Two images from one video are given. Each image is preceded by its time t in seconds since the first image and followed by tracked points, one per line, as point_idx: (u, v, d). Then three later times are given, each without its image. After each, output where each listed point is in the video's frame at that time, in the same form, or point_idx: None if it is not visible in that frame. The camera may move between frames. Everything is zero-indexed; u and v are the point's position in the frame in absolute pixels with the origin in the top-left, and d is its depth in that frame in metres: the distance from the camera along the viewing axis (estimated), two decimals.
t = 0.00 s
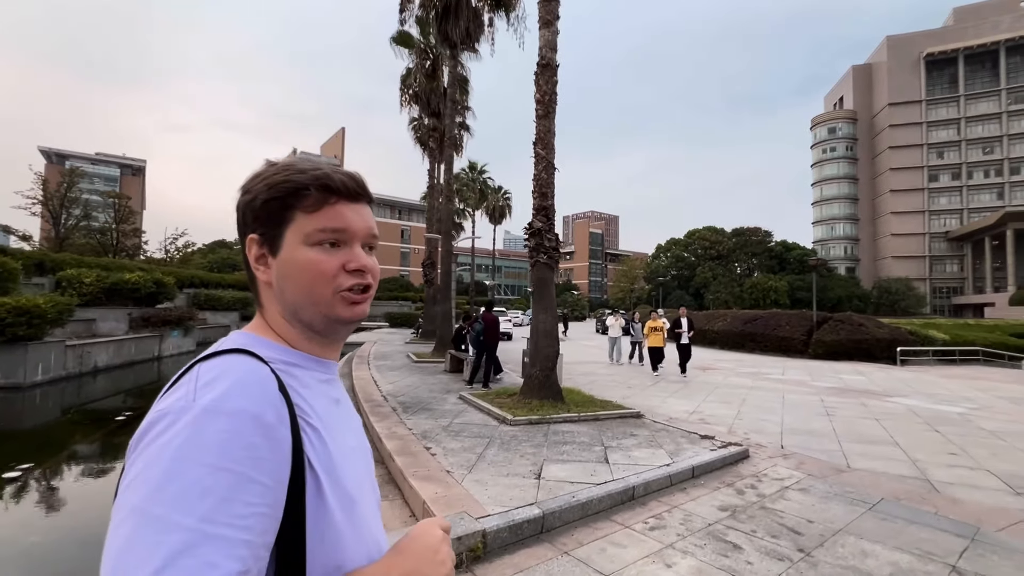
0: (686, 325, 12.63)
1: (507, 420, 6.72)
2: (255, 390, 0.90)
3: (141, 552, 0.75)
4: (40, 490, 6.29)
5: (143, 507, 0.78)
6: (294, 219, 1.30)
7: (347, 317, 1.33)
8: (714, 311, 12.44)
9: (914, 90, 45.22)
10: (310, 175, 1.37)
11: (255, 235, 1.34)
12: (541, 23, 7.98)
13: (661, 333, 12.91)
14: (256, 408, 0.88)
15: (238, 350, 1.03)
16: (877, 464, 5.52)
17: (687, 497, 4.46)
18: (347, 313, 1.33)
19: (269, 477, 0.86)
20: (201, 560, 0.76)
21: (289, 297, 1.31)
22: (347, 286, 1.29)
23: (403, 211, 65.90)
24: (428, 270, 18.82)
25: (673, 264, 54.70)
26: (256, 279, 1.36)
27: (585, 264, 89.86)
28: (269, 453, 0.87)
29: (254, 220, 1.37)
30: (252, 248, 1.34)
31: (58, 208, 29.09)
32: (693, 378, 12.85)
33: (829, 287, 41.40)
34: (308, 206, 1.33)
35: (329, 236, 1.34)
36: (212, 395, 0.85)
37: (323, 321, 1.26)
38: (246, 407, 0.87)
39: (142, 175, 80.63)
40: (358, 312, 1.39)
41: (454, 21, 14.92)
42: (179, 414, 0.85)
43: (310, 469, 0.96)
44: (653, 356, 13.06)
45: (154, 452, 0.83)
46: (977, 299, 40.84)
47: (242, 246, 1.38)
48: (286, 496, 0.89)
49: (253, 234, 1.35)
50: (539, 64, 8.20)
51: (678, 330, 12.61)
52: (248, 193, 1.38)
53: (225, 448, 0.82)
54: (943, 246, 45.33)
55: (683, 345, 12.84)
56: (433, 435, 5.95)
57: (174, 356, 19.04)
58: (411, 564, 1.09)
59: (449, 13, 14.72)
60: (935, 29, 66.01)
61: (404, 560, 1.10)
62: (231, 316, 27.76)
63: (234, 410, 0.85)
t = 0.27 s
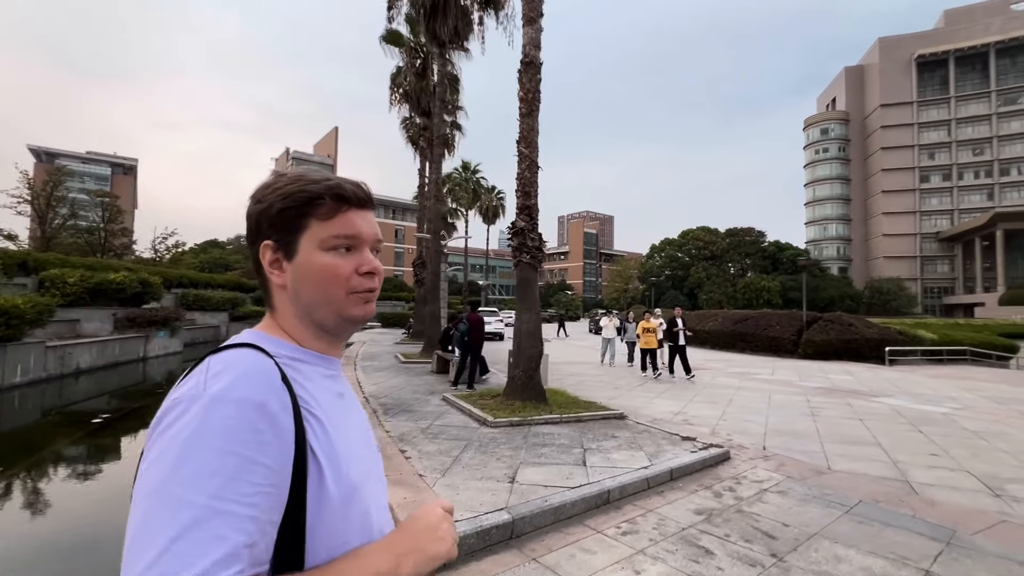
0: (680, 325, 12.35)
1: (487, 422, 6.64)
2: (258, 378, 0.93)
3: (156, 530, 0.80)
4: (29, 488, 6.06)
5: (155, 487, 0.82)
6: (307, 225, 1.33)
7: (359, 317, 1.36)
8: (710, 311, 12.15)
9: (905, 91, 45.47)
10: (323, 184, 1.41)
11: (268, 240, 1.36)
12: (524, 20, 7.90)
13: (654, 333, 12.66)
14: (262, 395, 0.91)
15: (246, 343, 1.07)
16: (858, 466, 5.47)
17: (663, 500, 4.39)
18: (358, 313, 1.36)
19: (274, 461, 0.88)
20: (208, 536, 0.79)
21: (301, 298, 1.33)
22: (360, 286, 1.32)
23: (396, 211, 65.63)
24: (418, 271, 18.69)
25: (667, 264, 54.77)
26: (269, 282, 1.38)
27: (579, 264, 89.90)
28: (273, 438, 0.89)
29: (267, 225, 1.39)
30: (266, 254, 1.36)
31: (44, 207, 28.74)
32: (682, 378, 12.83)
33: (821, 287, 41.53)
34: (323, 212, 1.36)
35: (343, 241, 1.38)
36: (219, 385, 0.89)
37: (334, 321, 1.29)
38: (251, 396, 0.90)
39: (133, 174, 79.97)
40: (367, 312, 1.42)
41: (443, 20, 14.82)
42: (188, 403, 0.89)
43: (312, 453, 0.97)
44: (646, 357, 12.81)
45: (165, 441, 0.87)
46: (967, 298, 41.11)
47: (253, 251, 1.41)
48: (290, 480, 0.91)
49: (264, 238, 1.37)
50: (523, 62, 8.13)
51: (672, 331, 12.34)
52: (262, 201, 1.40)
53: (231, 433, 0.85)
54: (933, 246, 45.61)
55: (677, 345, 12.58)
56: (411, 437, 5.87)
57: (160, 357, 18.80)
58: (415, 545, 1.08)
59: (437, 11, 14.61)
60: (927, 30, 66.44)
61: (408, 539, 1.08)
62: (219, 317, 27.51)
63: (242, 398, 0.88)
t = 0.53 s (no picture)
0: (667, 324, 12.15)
1: (463, 422, 6.57)
2: (255, 383, 0.94)
3: (154, 533, 0.81)
4: None
5: (152, 492, 0.83)
6: (313, 234, 1.36)
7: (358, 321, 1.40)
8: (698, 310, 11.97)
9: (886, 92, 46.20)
10: (328, 194, 1.44)
11: (270, 246, 1.38)
12: (502, 16, 7.81)
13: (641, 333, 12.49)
14: (259, 400, 0.93)
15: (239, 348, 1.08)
16: (829, 464, 5.51)
17: (634, 501, 4.37)
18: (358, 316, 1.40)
19: (271, 465, 0.90)
20: (204, 540, 0.81)
21: (307, 303, 1.37)
22: (363, 294, 1.36)
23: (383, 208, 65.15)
24: (401, 269, 18.52)
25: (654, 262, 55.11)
26: (269, 287, 1.40)
27: (567, 262, 90.06)
28: (269, 443, 0.91)
29: (268, 231, 1.40)
30: (268, 259, 1.38)
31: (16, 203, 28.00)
32: (664, 376, 12.90)
33: (804, 285, 42.07)
34: (330, 221, 1.40)
35: (347, 249, 1.42)
36: (215, 389, 0.89)
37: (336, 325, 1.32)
38: (248, 401, 0.91)
39: (114, 170, 78.34)
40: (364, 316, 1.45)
41: (424, 15, 14.68)
42: (184, 409, 0.89)
43: (303, 457, 0.98)
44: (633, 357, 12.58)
45: (160, 445, 0.87)
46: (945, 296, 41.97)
47: (253, 255, 1.40)
48: (283, 483, 0.93)
49: (268, 246, 1.38)
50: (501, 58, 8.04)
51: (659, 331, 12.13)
52: (265, 207, 1.41)
53: (226, 439, 0.86)
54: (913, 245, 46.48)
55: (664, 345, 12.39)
56: (383, 438, 5.78)
57: (136, 357, 18.39)
58: (404, 538, 1.08)
59: (419, 6, 14.48)
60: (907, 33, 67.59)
61: (398, 527, 1.08)
62: (199, 315, 26.90)
63: (241, 405, 0.89)
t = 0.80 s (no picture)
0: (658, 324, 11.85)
1: (441, 421, 6.47)
2: (260, 391, 0.94)
3: (163, 542, 0.82)
4: None
5: (160, 503, 0.83)
6: (313, 236, 1.34)
7: (350, 325, 1.40)
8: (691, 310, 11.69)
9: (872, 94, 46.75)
10: (329, 195, 1.41)
11: (264, 243, 1.34)
12: (484, 10, 7.71)
13: (631, 332, 12.28)
14: (262, 406, 0.93)
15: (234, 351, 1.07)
16: (806, 461, 5.50)
17: (609, 501, 4.31)
18: (351, 320, 1.41)
19: (276, 470, 0.92)
20: (217, 549, 0.82)
21: (301, 303, 1.34)
22: (359, 298, 1.36)
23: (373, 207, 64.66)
24: (387, 268, 18.37)
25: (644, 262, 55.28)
26: (258, 285, 1.36)
27: (557, 262, 90.20)
28: (273, 445, 0.92)
29: (261, 225, 1.36)
30: (260, 256, 1.33)
31: None
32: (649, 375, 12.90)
33: (792, 284, 42.43)
34: (332, 223, 1.38)
35: (344, 252, 1.41)
36: (219, 397, 0.89)
37: (332, 331, 1.33)
38: (253, 407, 0.91)
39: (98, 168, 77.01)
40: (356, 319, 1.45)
41: (410, 11, 14.52)
42: (187, 415, 0.88)
43: (305, 462, 1.01)
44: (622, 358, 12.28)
45: (163, 455, 0.86)
46: (929, 295, 42.56)
47: (249, 250, 1.34)
48: (286, 489, 0.95)
49: (264, 243, 1.33)
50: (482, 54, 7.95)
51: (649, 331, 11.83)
52: (259, 200, 1.37)
53: (236, 448, 0.87)
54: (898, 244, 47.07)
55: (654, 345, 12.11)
56: (358, 438, 5.67)
57: (116, 357, 18.05)
58: (405, 509, 1.13)
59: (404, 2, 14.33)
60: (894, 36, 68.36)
61: (399, 502, 1.13)
62: (183, 315, 26.41)
63: (248, 412, 0.90)
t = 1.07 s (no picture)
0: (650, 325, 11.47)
1: (420, 423, 6.36)
2: (269, 390, 0.92)
3: (178, 546, 0.79)
4: None
5: (170, 510, 0.79)
6: (318, 231, 1.30)
7: (347, 327, 1.37)
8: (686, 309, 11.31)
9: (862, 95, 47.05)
10: (338, 189, 1.37)
11: (266, 231, 1.29)
12: (466, 5, 7.58)
13: (623, 334, 11.84)
14: (273, 404, 0.91)
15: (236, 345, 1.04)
16: (790, 463, 5.42)
17: (587, 505, 4.20)
18: (348, 323, 1.38)
19: (287, 470, 0.91)
20: (238, 553, 0.80)
21: (294, 300, 1.30)
22: (361, 298, 1.33)
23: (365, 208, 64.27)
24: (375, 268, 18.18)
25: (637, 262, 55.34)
26: (255, 277, 1.31)
27: (551, 262, 90.19)
28: (285, 445, 0.91)
29: (264, 214, 1.32)
30: (260, 248, 1.28)
31: None
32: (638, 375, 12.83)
33: (783, 284, 42.58)
34: (339, 219, 1.35)
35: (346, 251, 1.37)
36: (226, 395, 0.86)
37: (330, 334, 1.31)
38: (264, 405, 0.89)
39: (86, 168, 76.01)
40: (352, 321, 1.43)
41: (397, 8, 14.36)
42: (192, 415, 0.84)
43: (313, 455, 1.09)
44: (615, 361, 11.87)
45: (172, 455, 0.83)
46: (918, 294, 42.87)
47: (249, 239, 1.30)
48: (295, 490, 0.93)
49: (266, 235, 1.29)
50: (465, 49, 7.82)
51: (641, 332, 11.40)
52: (264, 187, 1.32)
53: (248, 449, 0.85)
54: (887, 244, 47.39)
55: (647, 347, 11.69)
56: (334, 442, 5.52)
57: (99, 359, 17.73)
58: (405, 489, 1.21)
59: None
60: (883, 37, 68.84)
61: (403, 483, 1.21)
62: (169, 316, 26.04)
63: (260, 410, 0.88)
